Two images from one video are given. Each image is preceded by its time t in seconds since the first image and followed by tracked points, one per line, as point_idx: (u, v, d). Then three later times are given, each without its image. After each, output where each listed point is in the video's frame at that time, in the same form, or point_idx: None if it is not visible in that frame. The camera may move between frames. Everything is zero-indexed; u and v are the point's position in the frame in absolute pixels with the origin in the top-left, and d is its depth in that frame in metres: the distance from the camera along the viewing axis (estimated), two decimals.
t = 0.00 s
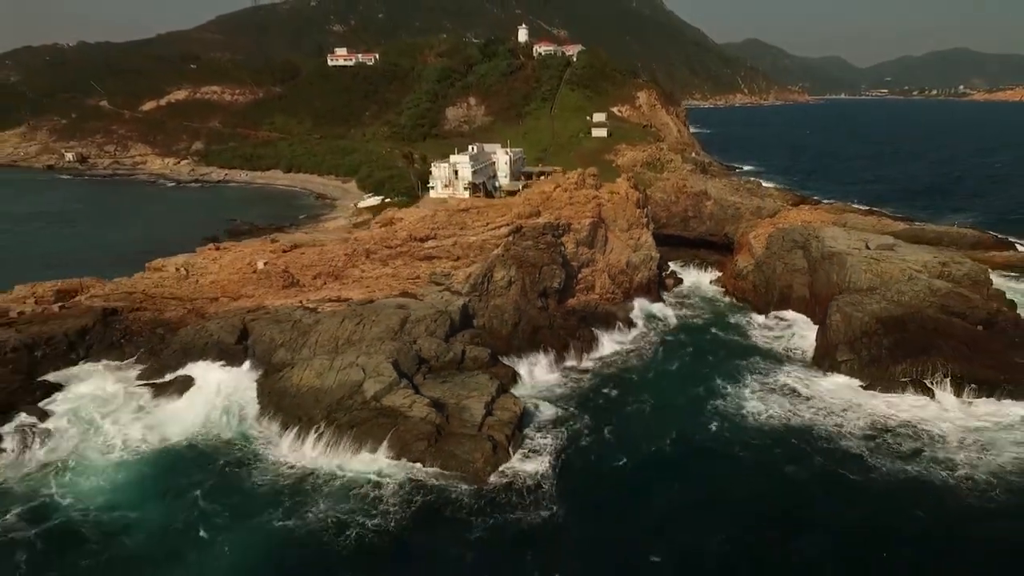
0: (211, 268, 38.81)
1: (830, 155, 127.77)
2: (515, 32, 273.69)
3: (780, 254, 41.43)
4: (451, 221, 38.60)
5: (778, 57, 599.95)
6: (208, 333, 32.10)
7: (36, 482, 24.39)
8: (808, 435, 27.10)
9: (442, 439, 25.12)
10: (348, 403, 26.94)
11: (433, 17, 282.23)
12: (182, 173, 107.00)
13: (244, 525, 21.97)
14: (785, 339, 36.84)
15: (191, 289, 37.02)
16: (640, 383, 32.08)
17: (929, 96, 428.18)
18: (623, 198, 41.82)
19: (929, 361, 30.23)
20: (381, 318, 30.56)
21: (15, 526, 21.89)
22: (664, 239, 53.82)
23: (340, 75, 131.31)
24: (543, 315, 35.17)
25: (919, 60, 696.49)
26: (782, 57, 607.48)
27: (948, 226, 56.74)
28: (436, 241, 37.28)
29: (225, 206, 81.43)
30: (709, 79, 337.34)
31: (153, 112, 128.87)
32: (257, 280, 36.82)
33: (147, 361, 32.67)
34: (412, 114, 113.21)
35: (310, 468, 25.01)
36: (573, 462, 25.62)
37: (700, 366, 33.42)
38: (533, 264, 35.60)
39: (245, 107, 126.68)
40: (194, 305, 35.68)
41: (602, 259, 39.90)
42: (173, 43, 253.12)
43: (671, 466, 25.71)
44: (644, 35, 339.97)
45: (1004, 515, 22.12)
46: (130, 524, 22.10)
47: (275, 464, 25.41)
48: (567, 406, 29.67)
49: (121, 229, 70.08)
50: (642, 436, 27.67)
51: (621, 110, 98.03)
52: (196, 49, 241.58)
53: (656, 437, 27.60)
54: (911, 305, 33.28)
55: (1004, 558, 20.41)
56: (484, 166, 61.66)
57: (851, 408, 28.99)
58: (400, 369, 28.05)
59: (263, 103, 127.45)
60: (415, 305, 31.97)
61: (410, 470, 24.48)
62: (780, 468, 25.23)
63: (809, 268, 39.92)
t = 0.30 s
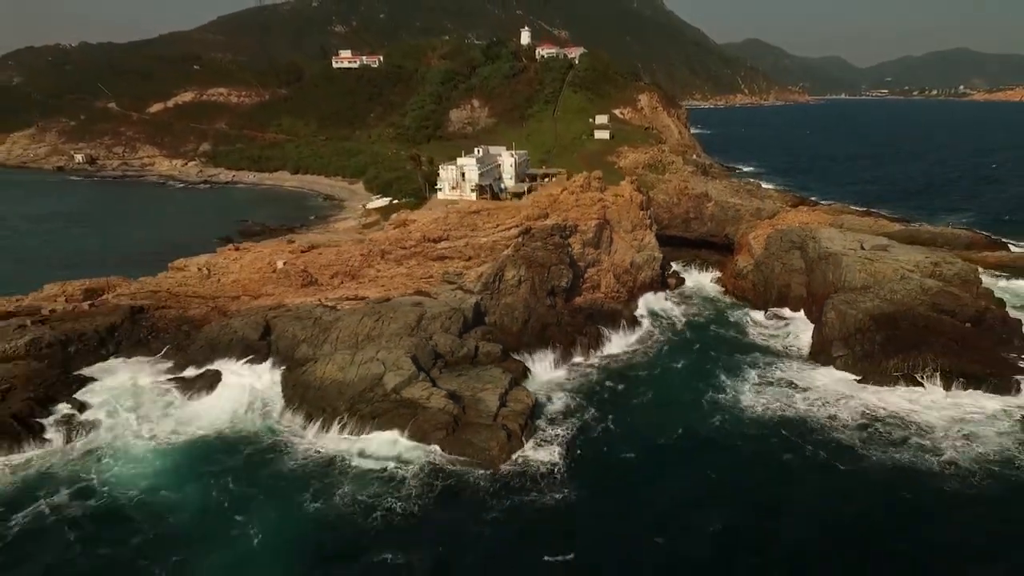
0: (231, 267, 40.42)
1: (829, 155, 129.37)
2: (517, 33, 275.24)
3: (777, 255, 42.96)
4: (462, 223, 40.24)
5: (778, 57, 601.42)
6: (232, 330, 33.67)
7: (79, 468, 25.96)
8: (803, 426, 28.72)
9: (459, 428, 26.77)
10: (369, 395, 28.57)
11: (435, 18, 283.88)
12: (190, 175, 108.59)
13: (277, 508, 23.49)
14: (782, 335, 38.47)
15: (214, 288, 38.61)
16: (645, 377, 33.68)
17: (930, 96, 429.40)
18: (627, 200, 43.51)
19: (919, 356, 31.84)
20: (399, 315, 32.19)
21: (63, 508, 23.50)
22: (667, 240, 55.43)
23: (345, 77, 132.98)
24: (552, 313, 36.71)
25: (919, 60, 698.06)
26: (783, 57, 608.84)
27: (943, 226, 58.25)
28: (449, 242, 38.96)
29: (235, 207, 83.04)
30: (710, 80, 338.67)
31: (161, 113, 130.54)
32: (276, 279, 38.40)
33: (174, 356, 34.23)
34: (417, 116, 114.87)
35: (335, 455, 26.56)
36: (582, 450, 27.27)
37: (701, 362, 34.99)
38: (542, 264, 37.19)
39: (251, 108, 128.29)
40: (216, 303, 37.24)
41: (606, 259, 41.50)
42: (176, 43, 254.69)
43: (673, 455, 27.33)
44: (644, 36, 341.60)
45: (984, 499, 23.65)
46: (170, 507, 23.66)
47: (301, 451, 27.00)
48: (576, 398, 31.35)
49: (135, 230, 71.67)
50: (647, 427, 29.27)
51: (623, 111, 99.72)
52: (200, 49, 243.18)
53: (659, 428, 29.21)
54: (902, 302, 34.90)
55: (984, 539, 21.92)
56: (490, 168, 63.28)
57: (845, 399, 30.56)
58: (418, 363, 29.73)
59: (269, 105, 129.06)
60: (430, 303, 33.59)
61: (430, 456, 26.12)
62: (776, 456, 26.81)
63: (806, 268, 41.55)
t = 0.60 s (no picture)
0: (251, 268, 42.14)
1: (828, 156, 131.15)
2: (519, 34, 276.94)
3: (776, 255, 44.89)
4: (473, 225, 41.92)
5: (779, 58, 602.64)
6: (255, 327, 35.31)
7: (118, 455, 27.65)
8: (799, 417, 30.31)
9: (475, 419, 28.52)
10: (388, 388, 30.34)
11: (438, 19, 285.52)
12: (199, 176, 110.20)
13: (307, 493, 25.02)
14: (780, 331, 40.22)
15: (235, 286, 40.32)
16: (649, 371, 35.28)
17: (931, 96, 430.94)
18: (630, 202, 45.20)
19: (910, 352, 33.48)
20: (415, 312, 33.80)
21: (107, 493, 25.14)
22: (670, 240, 57.10)
23: (350, 79, 134.65)
24: (559, 311, 38.30)
25: (920, 61, 698.76)
26: (783, 57, 610.12)
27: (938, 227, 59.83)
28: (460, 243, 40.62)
29: (245, 208, 84.71)
30: (710, 80, 340.17)
31: (169, 115, 132.31)
32: (295, 278, 40.07)
33: (200, 352, 35.83)
34: (422, 118, 116.50)
35: (357, 444, 28.21)
36: (590, 440, 28.92)
37: (703, 358, 36.54)
38: (550, 263, 38.76)
39: (258, 110, 129.95)
40: (237, 301, 38.91)
41: (612, 259, 43.07)
42: (181, 45, 256.67)
43: (675, 444, 28.96)
44: (646, 37, 343.18)
45: (972, 488, 25.07)
46: (207, 492, 25.25)
47: (325, 439, 28.64)
48: (584, 391, 33.02)
49: (149, 230, 73.33)
50: (651, 419, 30.85)
51: (625, 114, 101.47)
52: (205, 51, 245.01)
53: (663, 419, 30.81)
54: (895, 300, 36.49)
55: (971, 524, 23.33)
56: (496, 171, 64.88)
57: (839, 392, 32.15)
58: (435, 358, 31.42)
59: (276, 107, 130.73)
60: (444, 301, 35.20)
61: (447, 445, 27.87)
62: (773, 445, 28.41)
63: (804, 268, 43.21)
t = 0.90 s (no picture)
0: (269, 268, 43.77)
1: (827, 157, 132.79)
2: (520, 34, 278.56)
3: (775, 255, 46.58)
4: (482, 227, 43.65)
5: (780, 58, 604.26)
6: (274, 324, 36.87)
7: (151, 444, 29.27)
8: (796, 409, 31.95)
9: (487, 411, 30.23)
10: (405, 381, 32.15)
11: (440, 20, 287.20)
12: (207, 177, 111.76)
13: (333, 479, 26.60)
14: (778, 328, 41.77)
15: (254, 285, 41.95)
16: (654, 367, 36.86)
17: (931, 96, 432.98)
18: (633, 205, 46.86)
19: (901, 348, 35.05)
20: (429, 309, 35.38)
21: (145, 480, 26.78)
22: (671, 241, 58.71)
23: (355, 81, 136.25)
24: (567, 309, 39.84)
25: (921, 61, 700.30)
26: (784, 57, 611.55)
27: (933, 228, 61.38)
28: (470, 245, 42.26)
29: (254, 209, 86.32)
30: (711, 80, 341.72)
31: (176, 117, 133.98)
32: (312, 277, 41.69)
33: (223, 348, 37.39)
34: (426, 120, 118.13)
35: (377, 434, 29.84)
36: (596, 431, 30.54)
37: (704, 354, 38.10)
38: (557, 263, 40.33)
39: (264, 112, 131.59)
40: (256, 299, 40.51)
41: (616, 259, 44.66)
42: (184, 46, 258.09)
43: (678, 435, 30.58)
44: (646, 38, 344.67)
45: (959, 478, 26.48)
46: (239, 479, 26.85)
47: (346, 430, 30.27)
48: (591, 385, 34.63)
49: (161, 231, 74.96)
50: (656, 412, 32.43)
51: (627, 116, 103.33)
52: (208, 52, 246.56)
53: (666, 412, 32.44)
54: (888, 298, 38.04)
55: (958, 511, 24.74)
56: (502, 173, 66.42)
57: (833, 386, 33.79)
58: (449, 353, 33.10)
59: (281, 108, 132.32)
60: (456, 299, 36.81)
61: (462, 434, 29.56)
62: (770, 436, 30.04)
63: (801, 267, 44.82)
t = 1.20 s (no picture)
0: (284, 268, 45.39)
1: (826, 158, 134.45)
2: (521, 34, 280.18)
3: (773, 255, 48.17)
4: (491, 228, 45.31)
5: (780, 58, 605.61)
6: (293, 321, 38.46)
7: (179, 434, 30.84)
8: (792, 402, 33.56)
9: (499, 404, 31.91)
10: (421, 375, 33.95)
11: (442, 21, 288.88)
12: (215, 178, 113.46)
13: (355, 468, 28.20)
14: (776, 325, 43.41)
15: (271, 284, 43.54)
16: (657, 362, 38.47)
17: (931, 96, 434.89)
18: (636, 206, 48.46)
19: (893, 344, 36.63)
20: (442, 306, 37.02)
21: (178, 468, 28.34)
22: (673, 241, 60.33)
23: (359, 83, 137.87)
24: (573, 307, 41.42)
25: (921, 62, 701.60)
26: (784, 57, 613.05)
27: (929, 228, 62.89)
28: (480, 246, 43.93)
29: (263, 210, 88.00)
30: (711, 80, 343.35)
31: (183, 118, 135.70)
32: (327, 277, 43.27)
33: (243, 344, 38.95)
34: (430, 121, 119.80)
35: (395, 424, 31.54)
36: (602, 422, 32.18)
37: (705, 351, 39.67)
38: (564, 263, 41.94)
39: (270, 114, 133.22)
40: (274, 297, 42.09)
41: (620, 259, 46.21)
42: (188, 47, 259.73)
43: (680, 426, 32.13)
44: (647, 39, 346.34)
45: (948, 469, 27.90)
46: (267, 468, 28.43)
47: (364, 421, 31.91)
48: (597, 379, 36.30)
49: (174, 232, 76.61)
50: (659, 404, 34.04)
51: (629, 118, 104.87)
52: (212, 53, 248.28)
53: (668, 404, 34.05)
54: (882, 297, 39.59)
55: (944, 499, 26.22)
56: (507, 174, 67.94)
57: (828, 379, 35.41)
58: (461, 349, 34.79)
59: (287, 110, 133.97)
60: (467, 297, 38.43)
61: (474, 424, 31.27)
62: (767, 428, 31.65)
63: (798, 267, 46.41)
